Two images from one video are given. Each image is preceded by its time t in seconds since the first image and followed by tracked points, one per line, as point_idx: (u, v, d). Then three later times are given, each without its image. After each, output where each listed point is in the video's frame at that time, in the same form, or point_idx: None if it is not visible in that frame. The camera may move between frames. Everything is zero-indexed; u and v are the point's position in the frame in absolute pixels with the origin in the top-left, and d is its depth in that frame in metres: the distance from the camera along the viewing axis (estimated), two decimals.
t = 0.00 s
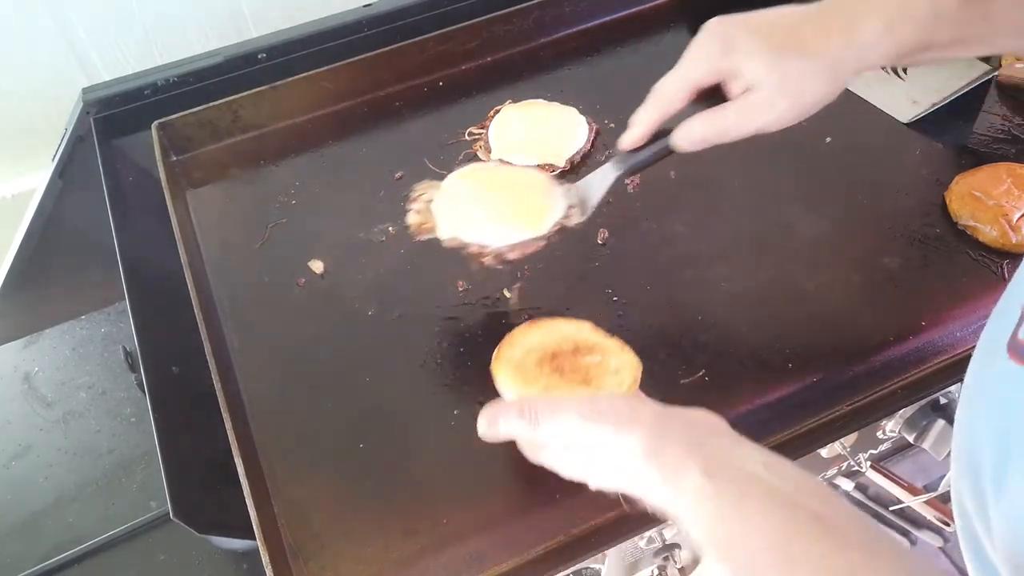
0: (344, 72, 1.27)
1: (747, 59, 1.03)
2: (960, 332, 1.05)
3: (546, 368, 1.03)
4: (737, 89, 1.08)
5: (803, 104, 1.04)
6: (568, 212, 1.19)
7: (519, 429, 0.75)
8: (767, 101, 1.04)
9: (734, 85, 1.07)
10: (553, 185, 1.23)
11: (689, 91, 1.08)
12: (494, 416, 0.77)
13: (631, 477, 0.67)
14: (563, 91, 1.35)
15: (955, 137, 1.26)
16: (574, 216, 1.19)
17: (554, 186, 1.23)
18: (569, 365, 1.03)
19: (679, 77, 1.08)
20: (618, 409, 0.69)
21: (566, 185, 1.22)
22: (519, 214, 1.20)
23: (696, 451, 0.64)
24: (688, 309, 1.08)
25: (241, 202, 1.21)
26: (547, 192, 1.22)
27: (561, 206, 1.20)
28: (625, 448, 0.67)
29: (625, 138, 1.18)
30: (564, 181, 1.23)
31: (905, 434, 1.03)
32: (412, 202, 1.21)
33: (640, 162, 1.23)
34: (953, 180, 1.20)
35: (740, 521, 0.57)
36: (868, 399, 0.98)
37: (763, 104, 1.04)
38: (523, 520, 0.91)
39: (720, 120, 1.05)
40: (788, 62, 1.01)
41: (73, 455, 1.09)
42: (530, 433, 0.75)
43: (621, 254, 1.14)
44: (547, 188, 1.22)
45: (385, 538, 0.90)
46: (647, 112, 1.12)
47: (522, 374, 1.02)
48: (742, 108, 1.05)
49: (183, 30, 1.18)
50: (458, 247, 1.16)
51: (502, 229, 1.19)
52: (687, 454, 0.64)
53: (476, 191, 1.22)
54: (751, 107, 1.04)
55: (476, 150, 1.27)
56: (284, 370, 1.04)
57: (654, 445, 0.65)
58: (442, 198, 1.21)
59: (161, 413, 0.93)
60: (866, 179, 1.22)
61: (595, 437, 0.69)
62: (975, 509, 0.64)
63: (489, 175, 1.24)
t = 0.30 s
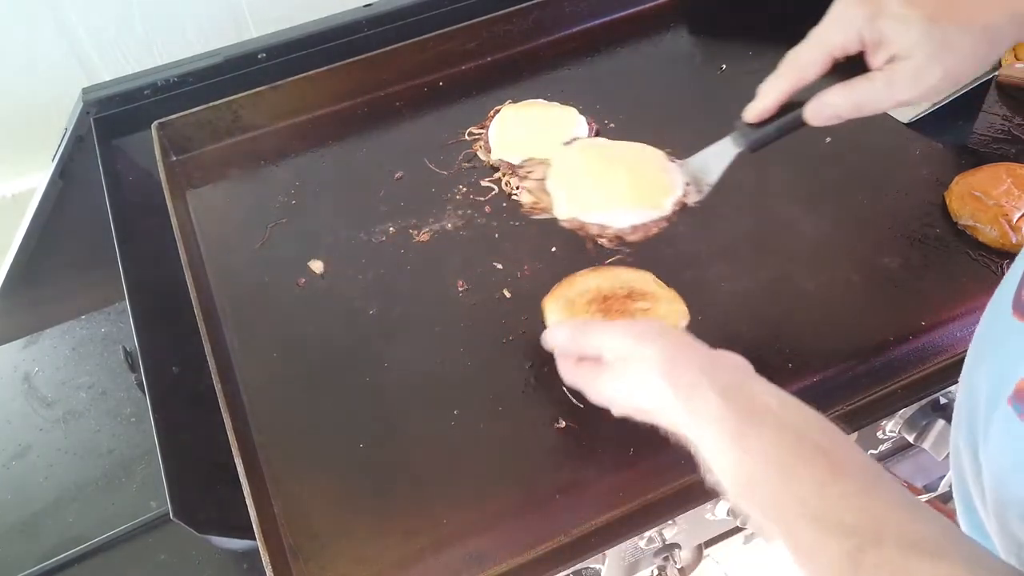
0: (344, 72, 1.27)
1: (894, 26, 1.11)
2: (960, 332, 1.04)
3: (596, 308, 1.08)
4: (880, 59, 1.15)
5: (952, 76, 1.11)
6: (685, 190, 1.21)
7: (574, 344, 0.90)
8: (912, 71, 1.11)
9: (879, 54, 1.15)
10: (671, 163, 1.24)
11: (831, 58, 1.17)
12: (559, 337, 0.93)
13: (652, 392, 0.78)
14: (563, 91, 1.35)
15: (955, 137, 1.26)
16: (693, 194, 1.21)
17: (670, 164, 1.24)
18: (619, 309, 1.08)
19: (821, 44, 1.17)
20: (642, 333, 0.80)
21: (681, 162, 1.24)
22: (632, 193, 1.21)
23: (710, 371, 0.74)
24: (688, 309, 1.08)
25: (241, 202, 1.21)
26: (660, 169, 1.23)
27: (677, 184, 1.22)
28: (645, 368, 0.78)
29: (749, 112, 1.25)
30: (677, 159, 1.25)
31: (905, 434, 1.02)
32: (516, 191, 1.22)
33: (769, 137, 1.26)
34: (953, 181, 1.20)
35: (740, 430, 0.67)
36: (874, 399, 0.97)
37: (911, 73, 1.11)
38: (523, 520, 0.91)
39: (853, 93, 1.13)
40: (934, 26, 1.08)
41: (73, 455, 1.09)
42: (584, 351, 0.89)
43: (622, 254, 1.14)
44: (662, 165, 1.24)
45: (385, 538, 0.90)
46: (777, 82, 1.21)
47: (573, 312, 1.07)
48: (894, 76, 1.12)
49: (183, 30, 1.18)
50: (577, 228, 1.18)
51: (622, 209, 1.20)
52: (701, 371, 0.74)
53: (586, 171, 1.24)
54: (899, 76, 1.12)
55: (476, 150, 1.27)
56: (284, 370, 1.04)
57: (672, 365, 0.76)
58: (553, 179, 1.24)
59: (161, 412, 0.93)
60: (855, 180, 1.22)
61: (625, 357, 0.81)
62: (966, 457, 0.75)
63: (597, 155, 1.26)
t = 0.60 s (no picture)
0: (344, 72, 1.27)
1: (986, 26, 1.16)
2: (960, 331, 1.04)
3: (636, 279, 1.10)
4: (972, 56, 1.21)
5: None
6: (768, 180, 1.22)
7: (610, 296, 0.96)
8: (1004, 69, 1.16)
9: (971, 51, 1.21)
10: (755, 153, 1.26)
11: (921, 54, 1.23)
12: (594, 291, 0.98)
13: (687, 332, 0.84)
14: (563, 91, 1.35)
15: (955, 137, 1.26)
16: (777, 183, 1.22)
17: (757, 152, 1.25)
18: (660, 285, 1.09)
19: (907, 43, 1.23)
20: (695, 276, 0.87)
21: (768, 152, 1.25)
22: (716, 184, 1.22)
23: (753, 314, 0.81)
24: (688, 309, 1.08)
25: (241, 202, 1.21)
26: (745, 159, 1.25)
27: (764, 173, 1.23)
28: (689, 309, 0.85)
29: (835, 105, 1.29)
30: (764, 148, 1.26)
31: (905, 434, 1.03)
32: (516, 192, 1.22)
33: (855, 127, 1.28)
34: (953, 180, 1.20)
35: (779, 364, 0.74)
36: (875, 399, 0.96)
37: (1001, 73, 1.16)
38: (524, 519, 0.91)
39: (940, 92, 1.21)
40: None
41: (73, 455, 1.09)
42: (620, 304, 0.94)
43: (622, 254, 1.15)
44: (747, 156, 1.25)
45: (386, 538, 0.90)
46: (864, 79, 1.26)
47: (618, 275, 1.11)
48: (982, 76, 1.18)
49: (183, 30, 1.18)
50: (662, 213, 1.19)
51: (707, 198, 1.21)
52: (743, 314, 0.81)
53: (675, 156, 1.25)
54: (988, 75, 1.17)
55: (476, 149, 1.27)
56: (284, 370, 1.04)
57: (715, 307, 0.82)
58: (640, 163, 1.24)
59: (162, 413, 0.93)
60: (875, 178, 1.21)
61: (668, 301, 0.87)
62: (979, 422, 0.79)
63: (682, 142, 1.27)
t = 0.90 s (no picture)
0: (344, 72, 1.27)
1: (986, 102, 0.95)
2: (959, 332, 1.05)
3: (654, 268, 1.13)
4: (967, 137, 0.98)
5: None
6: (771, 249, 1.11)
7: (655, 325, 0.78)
8: (995, 150, 0.94)
9: (963, 130, 0.98)
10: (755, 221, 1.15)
11: (917, 132, 1.00)
12: (624, 312, 0.80)
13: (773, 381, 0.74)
14: (563, 91, 1.35)
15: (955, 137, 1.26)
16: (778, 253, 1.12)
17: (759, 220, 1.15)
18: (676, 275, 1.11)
19: (909, 118, 1.00)
20: (783, 309, 0.82)
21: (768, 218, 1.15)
22: (718, 256, 1.12)
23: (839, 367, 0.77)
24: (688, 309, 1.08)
25: (241, 202, 1.22)
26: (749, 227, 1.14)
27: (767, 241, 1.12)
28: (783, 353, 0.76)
29: (835, 175, 1.05)
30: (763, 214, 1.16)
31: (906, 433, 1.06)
32: (516, 191, 1.22)
33: (857, 202, 1.05)
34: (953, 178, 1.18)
35: (878, 429, 0.72)
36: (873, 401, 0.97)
37: (995, 153, 0.94)
38: (524, 519, 0.91)
39: (942, 167, 0.96)
40: None
41: (73, 455, 1.09)
42: (672, 345, 0.78)
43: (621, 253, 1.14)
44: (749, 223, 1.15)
45: (386, 538, 0.90)
46: (863, 151, 1.02)
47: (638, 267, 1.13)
48: (981, 152, 0.95)
49: (183, 30, 1.18)
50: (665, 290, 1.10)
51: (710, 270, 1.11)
52: (831, 368, 0.76)
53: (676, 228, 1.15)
54: (988, 152, 0.95)
55: (476, 149, 1.27)
56: (284, 370, 1.04)
57: (800, 357, 0.76)
58: (642, 236, 1.15)
59: (162, 413, 0.93)
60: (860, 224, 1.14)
61: (752, 343, 0.76)
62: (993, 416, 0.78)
63: (684, 211, 1.17)
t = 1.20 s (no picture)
0: (344, 72, 1.27)
1: (949, 169, 0.93)
2: (960, 332, 1.05)
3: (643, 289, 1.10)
4: (933, 195, 0.96)
5: (1004, 218, 0.94)
6: (736, 301, 1.08)
7: (662, 313, 0.85)
8: (962, 215, 0.93)
9: (929, 190, 0.97)
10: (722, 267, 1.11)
11: (881, 190, 0.98)
12: (627, 301, 0.86)
13: (775, 368, 0.82)
14: (563, 91, 1.35)
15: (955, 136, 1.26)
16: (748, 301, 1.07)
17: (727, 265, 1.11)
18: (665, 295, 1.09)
19: (872, 175, 0.97)
20: (783, 308, 0.89)
21: (735, 263, 1.10)
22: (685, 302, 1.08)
23: (836, 360, 0.84)
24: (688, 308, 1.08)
25: (241, 202, 1.22)
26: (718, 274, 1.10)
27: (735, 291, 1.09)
28: (785, 343, 0.84)
29: (800, 224, 0.99)
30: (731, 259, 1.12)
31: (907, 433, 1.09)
32: (516, 191, 1.22)
33: (822, 253, 0.98)
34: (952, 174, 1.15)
35: (875, 415, 0.79)
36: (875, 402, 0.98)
37: (962, 218, 0.93)
38: (524, 520, 0.91)
39: (906, 225, 0.95)
40: (989, 176, 0.91)
41: (73, 455, 1.09)
42: (679, 333, 0.85)
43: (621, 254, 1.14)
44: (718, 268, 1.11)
45: (386, 538, 0.91)
46: (829, 202, 0.98)
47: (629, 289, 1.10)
48: (946, 217, 0.94)
49: (183, 30, 1.18)
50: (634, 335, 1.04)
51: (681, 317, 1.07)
52: (829, 359, 0.84)
53: (643, 274, 1.10)
54: (953, 217, 0.94)
55: (476, 150, 1.27)
56: (284, 370, 1.04)
57: (799, 348, 0.84)
58: (612, 279, 1.11)
59: (163, 413, 0.93)
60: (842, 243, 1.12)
61: (755, 333, 0.84)
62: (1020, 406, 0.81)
63: (651, 253, 1.12)
